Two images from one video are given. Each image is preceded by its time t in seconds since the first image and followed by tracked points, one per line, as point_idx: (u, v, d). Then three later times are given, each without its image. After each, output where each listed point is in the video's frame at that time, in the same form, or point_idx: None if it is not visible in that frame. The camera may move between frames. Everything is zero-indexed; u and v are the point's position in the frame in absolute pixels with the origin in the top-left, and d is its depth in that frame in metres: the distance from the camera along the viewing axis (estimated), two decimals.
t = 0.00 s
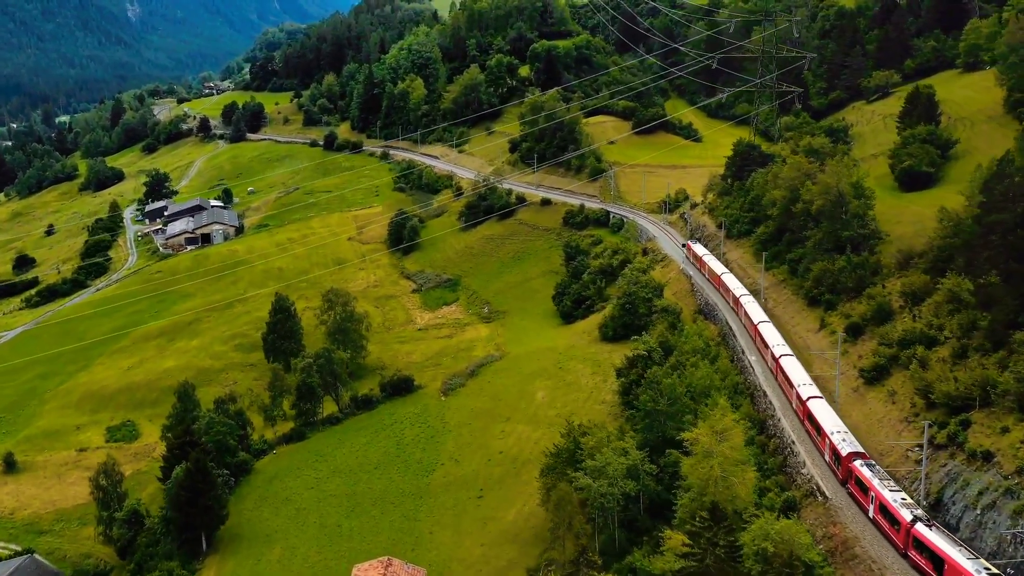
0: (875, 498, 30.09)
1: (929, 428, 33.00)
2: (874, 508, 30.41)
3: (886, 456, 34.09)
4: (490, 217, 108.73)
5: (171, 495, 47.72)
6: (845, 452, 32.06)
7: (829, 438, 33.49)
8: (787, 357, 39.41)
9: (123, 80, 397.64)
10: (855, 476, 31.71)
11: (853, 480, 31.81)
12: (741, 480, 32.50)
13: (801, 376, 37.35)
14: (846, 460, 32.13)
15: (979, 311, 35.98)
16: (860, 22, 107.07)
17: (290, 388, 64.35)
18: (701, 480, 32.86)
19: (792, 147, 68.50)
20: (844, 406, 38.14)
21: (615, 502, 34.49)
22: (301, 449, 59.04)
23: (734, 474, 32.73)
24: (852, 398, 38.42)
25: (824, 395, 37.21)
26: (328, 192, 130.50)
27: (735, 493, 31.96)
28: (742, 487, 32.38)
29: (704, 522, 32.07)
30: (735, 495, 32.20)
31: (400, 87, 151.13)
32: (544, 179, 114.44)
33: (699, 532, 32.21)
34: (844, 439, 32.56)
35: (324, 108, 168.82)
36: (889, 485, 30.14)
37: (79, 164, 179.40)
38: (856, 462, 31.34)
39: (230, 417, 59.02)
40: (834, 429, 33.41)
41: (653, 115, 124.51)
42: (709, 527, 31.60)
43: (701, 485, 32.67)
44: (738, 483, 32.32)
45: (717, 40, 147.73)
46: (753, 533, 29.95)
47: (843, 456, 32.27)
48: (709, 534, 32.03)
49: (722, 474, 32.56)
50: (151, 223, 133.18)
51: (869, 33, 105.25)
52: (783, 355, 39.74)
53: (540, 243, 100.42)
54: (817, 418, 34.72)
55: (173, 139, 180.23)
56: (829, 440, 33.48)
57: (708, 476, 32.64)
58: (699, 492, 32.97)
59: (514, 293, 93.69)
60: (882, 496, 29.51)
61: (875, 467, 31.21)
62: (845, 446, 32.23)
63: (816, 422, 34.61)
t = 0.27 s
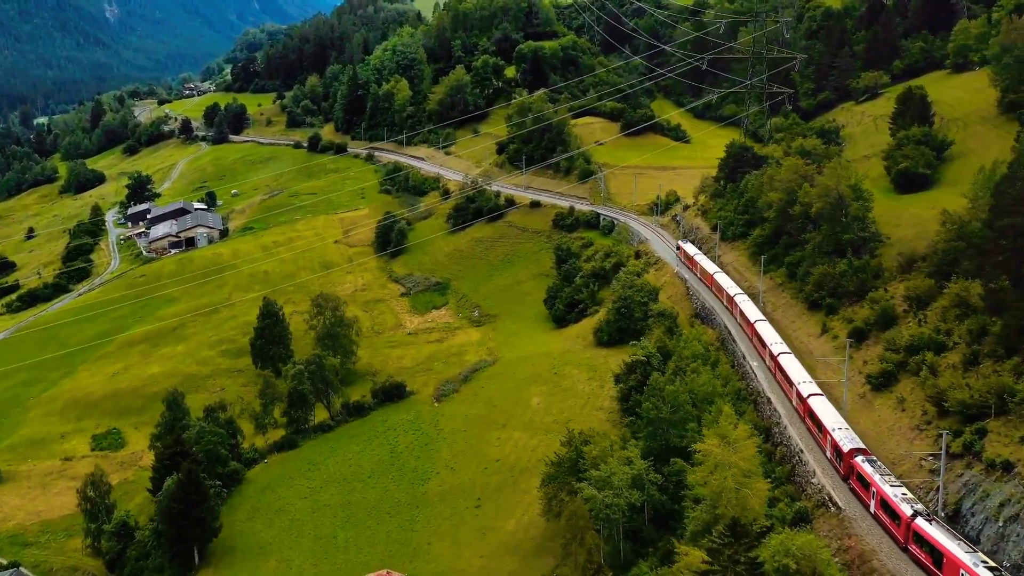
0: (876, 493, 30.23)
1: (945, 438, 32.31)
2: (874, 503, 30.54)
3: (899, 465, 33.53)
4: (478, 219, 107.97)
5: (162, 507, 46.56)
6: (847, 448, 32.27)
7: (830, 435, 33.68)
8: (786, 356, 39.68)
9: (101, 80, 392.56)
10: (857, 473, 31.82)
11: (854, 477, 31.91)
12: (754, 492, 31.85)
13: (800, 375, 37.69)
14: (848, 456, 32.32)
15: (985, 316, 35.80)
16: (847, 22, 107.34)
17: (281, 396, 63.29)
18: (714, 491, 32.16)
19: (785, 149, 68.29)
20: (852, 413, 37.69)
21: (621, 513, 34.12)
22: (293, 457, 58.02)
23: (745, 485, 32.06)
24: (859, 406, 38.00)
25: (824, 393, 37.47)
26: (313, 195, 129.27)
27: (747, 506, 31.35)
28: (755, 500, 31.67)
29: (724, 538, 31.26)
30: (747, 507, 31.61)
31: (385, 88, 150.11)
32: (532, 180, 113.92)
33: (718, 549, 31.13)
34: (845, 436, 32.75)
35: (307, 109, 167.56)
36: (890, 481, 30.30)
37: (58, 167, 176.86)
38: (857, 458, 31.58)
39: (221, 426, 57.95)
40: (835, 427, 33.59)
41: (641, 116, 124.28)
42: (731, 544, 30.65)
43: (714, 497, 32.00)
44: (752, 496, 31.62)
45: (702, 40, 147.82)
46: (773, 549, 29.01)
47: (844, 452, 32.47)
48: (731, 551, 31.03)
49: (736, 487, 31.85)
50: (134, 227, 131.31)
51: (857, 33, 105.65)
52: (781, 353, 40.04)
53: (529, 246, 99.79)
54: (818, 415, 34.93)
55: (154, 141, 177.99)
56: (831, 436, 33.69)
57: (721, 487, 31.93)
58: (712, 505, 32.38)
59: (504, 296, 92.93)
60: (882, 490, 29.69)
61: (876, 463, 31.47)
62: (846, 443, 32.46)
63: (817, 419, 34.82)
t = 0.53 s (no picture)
0: (879, 489, 30.08)
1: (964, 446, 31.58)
2: (879, 499, 30.36)
3: (914, 473, 32.87)
4: (467, 221, 107.31)
5: (156, 519, 45.30)
6: (850, 444, 32.15)
7: (832, 431, 33.46)
8: (784, 353, 39.78)
9: (79, 81, 387.83)
10: (860, 469, 31.62)
11: (858, 473, 31.74)
12: (771, 505, 31.52)
13: (798, 373, 37.87)
14: (851, 452, 32.15)
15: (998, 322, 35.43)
16: (835, 23, 107.60)
17: (274, 403, 62.12)
18: (730, 502, 31.80)
19: (779, 151, 68.13)
20: (862, 419, 37.24)
21: (630, 523, 33.57)
22: (286, 465, 57.17)
23: (762, 497, 31.77)
24: (869, 412, 37.56)
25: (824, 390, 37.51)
26: (298, 197, 128.11)
27: (767, 522, 31.07)
28: (771, 510, 31.37)
29: (749, 554, 30.80)
30: (764, 518, 31.25)
31: (370, 89, 149.10)
32: (521, 182, 113.36)
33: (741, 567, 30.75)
34: (848, 432, 32.60)
35: (291, 110, 166.32)
36: (892, 475, 30.16)
37: (37, 169, 174.55)
38: (860, 454, 31.50)
39: (213, 435, 56.81)
40: (837, 422, 33.49)
41: (630, 117, 123.97)
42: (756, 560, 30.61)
43: (730, 510, 31.69)
44: (768, 507, 31.34)
45: (688, 40, 147.94)
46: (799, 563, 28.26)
47: (848, 448, 32.36)
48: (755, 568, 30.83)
49: (752, 498, 31.58)
50: (117, 230, 129.49)
51: (845, 34, 105.97)
52: (780, 350, 40.12)
53: (520, 248, 99.24)
54: (819, 411, 34.84)
55: (135, 143, 176.08)
56: (834, 433, 33.49)
57: (738, 499, 31.51)
58: (726, 516, 31.95)
59: (496, 299, 92.22)
60: (884, 486, 29.58)
61: (878, 458, 31.36)
62: (849, 439, 32.33)
63: (818, 415, 34.74)
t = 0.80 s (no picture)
0: (883, 484, 30.46)
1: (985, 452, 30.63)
2: (881, 493, 30.79)
3: (930, 480, 32.15)
4: (459, 223, 106.95)
5: (152, 530, 44.56)
6: (854, 439, 32.61)
7: (836, 427, 33.94)
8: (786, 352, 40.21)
9: (62, 81, 383.81)
10: (863, 463, 32.16)
11: (861, 467, 32.25)
12: (789, 514, 30.34)
13: (801, 371, 38.31)
14: (855, 448, 32.61)
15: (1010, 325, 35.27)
16: (825, 24, 107.96)
17: (269, 410, 61.16)
18: (748, 512, 30.40)
19: (775, 153, 68.11)
20: (872, 425, 36.85)
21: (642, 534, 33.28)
22: (284, 472, 56.47)
23: (779, 504, 30.59)
24: (880, 416, 37.20)
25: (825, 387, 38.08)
26: (287, 199, 127.13)
27: (785, 530, 29.86)
28: (789, 520, 30.20)
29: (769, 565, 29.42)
30: (785, 530, 30.00)
31: (359, 91, 148.55)
32: (513, 184, 113.04)
33: None
34: (852, 427, 33.11)
35: (278, 112, 165.64)
36: (896, 470, 30.64)
37: (21, 171, 172.61)
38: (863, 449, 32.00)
39: (208, 442, 56.05)
40: (840, 418, 34.01)
41: (622, 118, 123.64)
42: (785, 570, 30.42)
43: (746, 520, 30.30)
44: (785, 516, 30.16)
45: (678, 42, 148.29)
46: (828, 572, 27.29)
47: (851, 443, 32.82)
48: None
49: (769, 506, 30.40)
50: (104, 233, 128.19)
51: (836, 35, 106.33)
52: (781, 349, 40.59)
53: (514, 251, 98.79)
54: (822, 408, 35.34)
55: (120, 144, 174.74)
56: (836, 429, 34.06)
57: (756, 510, 30.16)
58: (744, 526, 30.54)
59: (491, 302, 91.64)
60: (887, 479, 30.07)
61: (882, 453, 31.81)
62: (853, 434, 32.82)
63: (821, 412, 35.20)
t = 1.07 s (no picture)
0: (891, 478, 30.96)
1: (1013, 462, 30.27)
2: (889, 488, 31.28)
3: (951, 489, 31.93)
4: (452, 226, 106.63)
5: (153, 541, 43.89)
6: (861, 435, 33.12)
7: (842, 423, 34.51)
8: (788, 349, 40.82)
9: (43, 82, 379.48)
10: (870, 458, 32.68)
11: (868, 462, 32.73)
12: (814, 526, 29.69)
13: (805, 369, 38.92)
14: (862, 443, 33.08)
15: None
16: (817, 24, 108.32)
17: (267, 416, 60.19)
18: (770, 524, 29.86)
19: (773, 154, 68.00)
20: (887, 432, 36.58)
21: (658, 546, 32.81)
22: (283, 480, 55.78)
23: (802, 517, 29.90)
24: (895, 422, 37.01)
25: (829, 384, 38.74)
26: (277, 201, 126.21)
27: (810, 541, 29.17)
28: (814, 532, 29.52)
29: None
30: (808, 544, 29.32)
31: (348, 92, 147.93)
32: (506, 186, 112.62)
33: None
34: (858, 423, 33.64)
35: (266, 113, 164.86)
36: (902, 464, 31.14)
37: (5, 173, 170.53)
38: (870, 444, 32.52)
39: (205, 450, 55.27)
40: (846, 414, 34.59)
41: (616, 119, 123.09)
42: None
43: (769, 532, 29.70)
44: (810, 529, 29.47)
45: (668, 44, 148.50)
46: None
47: (858, 438, 33.31)
48: None
49: (795, 517, 29.78)
50: (91, 235, 126.92)
51: (827, 36, 106.72)
52: (783, 346, 41.23)
53: (508, 253, 98.34)
54: (828, 405, 35.95)
55: (106, 146, 173.60)
56: (842, 425, 34.59)
57: (781, 521, 29.52)
58: (767, 539, 29.93)
59: (487, 304, 91.02)
60: (894, 474, 30.57)
61: (889, 447, 32.32)
62: (859, 429, 33.33)
63: (828, 408, 35.80)
